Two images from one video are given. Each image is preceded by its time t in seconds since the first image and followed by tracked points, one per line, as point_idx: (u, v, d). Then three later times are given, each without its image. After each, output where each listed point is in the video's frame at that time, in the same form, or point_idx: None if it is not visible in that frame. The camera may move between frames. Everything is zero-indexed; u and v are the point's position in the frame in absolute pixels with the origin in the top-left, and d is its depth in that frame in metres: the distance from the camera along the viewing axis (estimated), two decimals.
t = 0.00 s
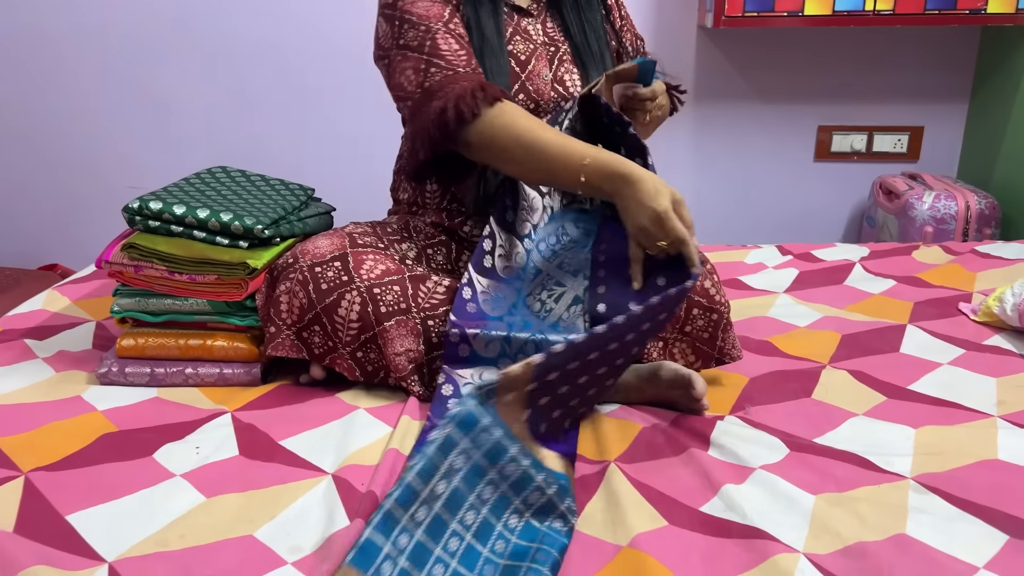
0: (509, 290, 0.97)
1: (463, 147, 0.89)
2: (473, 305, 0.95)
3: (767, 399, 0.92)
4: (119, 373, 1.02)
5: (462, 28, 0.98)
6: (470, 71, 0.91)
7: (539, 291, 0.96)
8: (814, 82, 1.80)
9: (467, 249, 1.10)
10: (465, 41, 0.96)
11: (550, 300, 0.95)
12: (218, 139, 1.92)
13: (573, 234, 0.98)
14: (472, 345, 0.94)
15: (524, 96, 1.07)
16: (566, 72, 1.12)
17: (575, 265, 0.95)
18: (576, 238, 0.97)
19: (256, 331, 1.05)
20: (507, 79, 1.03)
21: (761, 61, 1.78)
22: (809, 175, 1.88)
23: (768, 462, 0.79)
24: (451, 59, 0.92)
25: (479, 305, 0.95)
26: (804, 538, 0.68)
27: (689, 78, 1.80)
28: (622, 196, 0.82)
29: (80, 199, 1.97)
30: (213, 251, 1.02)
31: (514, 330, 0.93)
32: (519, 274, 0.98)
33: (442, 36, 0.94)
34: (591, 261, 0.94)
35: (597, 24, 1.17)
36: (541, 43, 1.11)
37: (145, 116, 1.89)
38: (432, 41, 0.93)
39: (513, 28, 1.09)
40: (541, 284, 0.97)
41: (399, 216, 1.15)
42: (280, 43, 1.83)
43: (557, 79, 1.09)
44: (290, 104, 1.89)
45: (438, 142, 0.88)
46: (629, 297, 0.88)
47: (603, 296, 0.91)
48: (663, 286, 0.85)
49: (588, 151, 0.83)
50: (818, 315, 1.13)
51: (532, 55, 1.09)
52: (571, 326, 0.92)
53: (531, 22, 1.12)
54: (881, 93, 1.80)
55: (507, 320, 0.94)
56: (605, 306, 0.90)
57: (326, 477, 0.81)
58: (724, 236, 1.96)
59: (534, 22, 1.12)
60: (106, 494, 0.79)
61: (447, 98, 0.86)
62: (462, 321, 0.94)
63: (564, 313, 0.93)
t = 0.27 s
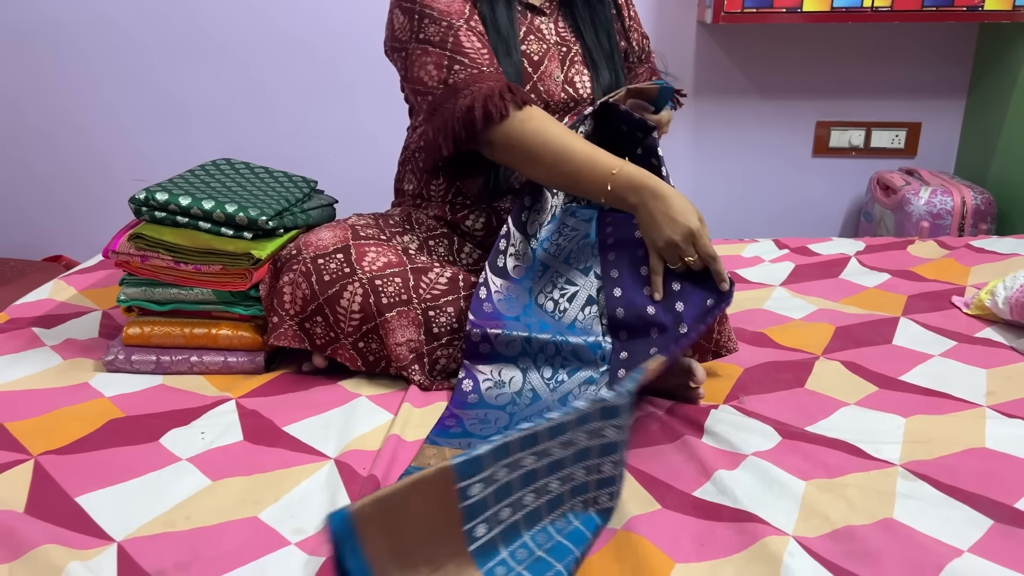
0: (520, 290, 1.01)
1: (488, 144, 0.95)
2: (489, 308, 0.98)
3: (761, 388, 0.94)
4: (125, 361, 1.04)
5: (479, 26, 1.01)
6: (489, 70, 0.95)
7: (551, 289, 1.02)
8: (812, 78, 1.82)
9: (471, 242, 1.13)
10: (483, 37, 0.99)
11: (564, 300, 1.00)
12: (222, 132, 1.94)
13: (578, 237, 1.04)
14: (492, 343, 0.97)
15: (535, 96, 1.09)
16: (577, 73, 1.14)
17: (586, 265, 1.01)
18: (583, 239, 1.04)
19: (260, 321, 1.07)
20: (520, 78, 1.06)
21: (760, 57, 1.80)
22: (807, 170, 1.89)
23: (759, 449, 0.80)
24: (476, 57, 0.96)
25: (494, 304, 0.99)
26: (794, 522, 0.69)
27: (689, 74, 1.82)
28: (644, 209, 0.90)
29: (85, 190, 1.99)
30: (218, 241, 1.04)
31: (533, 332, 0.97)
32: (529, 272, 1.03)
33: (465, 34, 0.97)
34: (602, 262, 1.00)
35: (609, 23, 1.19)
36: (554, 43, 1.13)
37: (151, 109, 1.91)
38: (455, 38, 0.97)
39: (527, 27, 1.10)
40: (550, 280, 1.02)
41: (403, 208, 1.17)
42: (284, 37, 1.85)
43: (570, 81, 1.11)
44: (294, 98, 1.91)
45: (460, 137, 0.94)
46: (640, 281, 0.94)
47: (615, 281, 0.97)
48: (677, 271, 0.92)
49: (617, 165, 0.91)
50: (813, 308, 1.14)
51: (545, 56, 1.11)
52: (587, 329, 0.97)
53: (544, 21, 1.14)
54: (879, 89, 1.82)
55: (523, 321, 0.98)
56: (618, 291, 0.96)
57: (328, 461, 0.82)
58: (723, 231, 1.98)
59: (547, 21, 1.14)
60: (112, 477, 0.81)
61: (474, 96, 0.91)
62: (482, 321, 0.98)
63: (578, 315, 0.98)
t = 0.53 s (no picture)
0: (520, 285, 1.03)
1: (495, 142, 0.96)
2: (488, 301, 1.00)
3: (758, 379, 0.94)
4: (126, 350, 1.05)
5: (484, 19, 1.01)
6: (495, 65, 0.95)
7: (550, 284, 1.03)
8: (813, 72, 1.82)
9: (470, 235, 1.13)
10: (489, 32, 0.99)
11: (563, 294, 1.02)
12: (223, 123, 1.94)
13: (578, 232, 1.04)
14: (491, 338, 0.98)
15: (540, 92, 1.10)
16: (582, 69, 1.13)
17: (586, 260, 1.02)
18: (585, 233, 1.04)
19: (259, 311, 1.08)
20: (525, 72, 1.06)
21: (761, 51, 1.80)
22: (807, 164, 1.90)
23: (755, 440, 0.80)
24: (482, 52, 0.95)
25: (493, 299, 1.00)
26: (788, 511, 0.69)
27: (690, 67, 1.82)
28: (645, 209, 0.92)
29: (87, 181, 1.99)
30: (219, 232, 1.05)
31: (532, 327, 0.98)
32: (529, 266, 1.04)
33: (471, 27, 0.97)
34: (602, 259, 1.02)
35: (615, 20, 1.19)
36: (560, 37, 1.13)
37: (152, 100, 1.91)
38: (461, 31, 0.96)
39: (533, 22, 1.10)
40: (549, 274, 1.04)
41: (404, 199, 1.17)
42: (285, 29, 1.85)
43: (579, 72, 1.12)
44: (293, 88, 1.90)
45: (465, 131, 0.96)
46: (642, 278, 0.97)
47: (616, 277, 0.99)
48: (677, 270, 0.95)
49: (621, 167, 0.93)
50: (811, 300, 1.15)
51: (550, 50, 1.11)
52: (586, 324, 0.98)
53: (551, 15, 1.14)
54: (879, 83, 1.82)
55: (522, 316, 0.99)
56: (619, 288, 0.98)
57: (327, 450, 0.83)
58: (722, 224, 1.99)
59: (553, 14, 1.14)
60: (112, 464, 0.81)
61: (481, 92, 0.92)
62: (481, 316, 0.98)
63: (577, 310, 1.00)
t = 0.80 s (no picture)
0: (520, 279, 1.02)
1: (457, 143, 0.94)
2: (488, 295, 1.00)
3: (759, 373, 0.94)
4: (126, 342, 1.05)
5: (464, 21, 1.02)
6: (450, 70, 0.96)
7: (549, 276, 1.02)
8: (816, 65, 1.82)
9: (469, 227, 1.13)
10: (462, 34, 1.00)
11: (562, 287, 1.01)
12: (225, 116, 1.94)
13: (578, 225, 1.04)
14: (490, 331, 0.99)
15: (535, 83, 1.11)
16: (579, 59, 1.13)
17: (585, 252, 1.03)
18: (584, 227, 1.04)
19: (260, 303, 1.08)
20: (518, 68, 1.07)
21: (763, 44, 1.80)
22: (809, 158, 1.89)
23: (756, 433, 0.80)
24: (436, 59, 0.96)
25: (493, 292, 1.00)
26: (789, 504, 0.69)
27: (692, 61, 1.82)
28: (625, 159, 0.87)
29: (88, 174, 1.99)
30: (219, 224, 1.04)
31: (531, 320, 0.98)
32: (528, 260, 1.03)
33: (433, 34, 0.97)
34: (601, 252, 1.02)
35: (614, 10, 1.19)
36: (556, 28, 1.13)
37: (153, 92, 1.91)
38: (424, 37, 0.97)
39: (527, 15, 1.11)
40: (549, 267, 1.03)
41: (405, 192, 1.17)
42: (287, 22, 1.84)
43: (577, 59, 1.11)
44: (295, 81, 1.90)
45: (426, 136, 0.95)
46: (642, 271, 0.99)
47: (615, 270, 1.00)
48: (677, 263, 0.98)
49: (587, 122, 0.89)
50: (813, 295, 1.14)
51: (545, 41, 1.11)
52: (585, 317, 0.99)
53: (548, 6, 1.14)
54: (882, 77, 1.81)
55: (521, 309, 0.99)
56: (617, 281, 0.99)
57: (327, 442, 0.83)
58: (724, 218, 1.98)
59: (551, 5, 1.15)
60: (113, 456, 0.81)
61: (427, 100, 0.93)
62: (479, 309, 0.99)
63: (576, 302, 1.00)
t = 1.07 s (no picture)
0: (518, 275, 1.01)
1: (384, 122, 1.01)
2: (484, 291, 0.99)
3: (759, 370, 0.93)
4: (124, 338, 1.05)
5: (419, 20, 1.04)
6: (378, 65, 1.00)
7: (547, 272, 1.02)
8: (818, 61, 1.81)
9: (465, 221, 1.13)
10: (406, 33, 1.02)
11: (560, 282, 1.01)
12: (226, 112, 1.93)
13: (577, 222, 1.05)
14: (487, 329, 0.98)
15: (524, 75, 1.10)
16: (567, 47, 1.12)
17: (583, 248, 1.03)
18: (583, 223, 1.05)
19: (258, 299, 1.07)
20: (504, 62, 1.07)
21: (765, 40, 1.79)
22: (811, 155, 1.89)
23: (756, 431, 0.79)
24: (367, 55, 1.00)
25: (490, 289, 1.00)
26: (789, 502, 0.68)
27: (693, 57, 1.82)
28: (543, 74, 0.96)
29: (88, 170, 1.98)
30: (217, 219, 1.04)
31: (528, 316, 0.98)
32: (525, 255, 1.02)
33: (372, 33, 1.02)
34: (599, 248, 1.03)
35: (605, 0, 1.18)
36: (543, 18, 1.12)
37: (153, 89, 1.91)
38: (365, 36, 1.02)
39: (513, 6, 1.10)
40: (547, 262, 1.02)
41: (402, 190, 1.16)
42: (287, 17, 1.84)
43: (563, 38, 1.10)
44: (296, 77, 1.89)
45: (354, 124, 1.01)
46: (640, 267, 0.99)
47: (612, 266, 1.01)
48: (675, 258, 0.98)
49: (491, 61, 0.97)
50: (814, 292, 1.14)
51: (530, 31, 1.10)
52: (583, 312, 0.98)
53: None
54: (885, 73, 1.81)
55: (519, 305, 0.99)
56: (615, 277, 1.00)
57: (324, 439, 0.82)
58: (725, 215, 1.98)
59: None
60: (109, 451, 0.81)
61: (349, 96, 0.99)
62: (477, 306, 0.99)
63: (574, 298, 1.00)
